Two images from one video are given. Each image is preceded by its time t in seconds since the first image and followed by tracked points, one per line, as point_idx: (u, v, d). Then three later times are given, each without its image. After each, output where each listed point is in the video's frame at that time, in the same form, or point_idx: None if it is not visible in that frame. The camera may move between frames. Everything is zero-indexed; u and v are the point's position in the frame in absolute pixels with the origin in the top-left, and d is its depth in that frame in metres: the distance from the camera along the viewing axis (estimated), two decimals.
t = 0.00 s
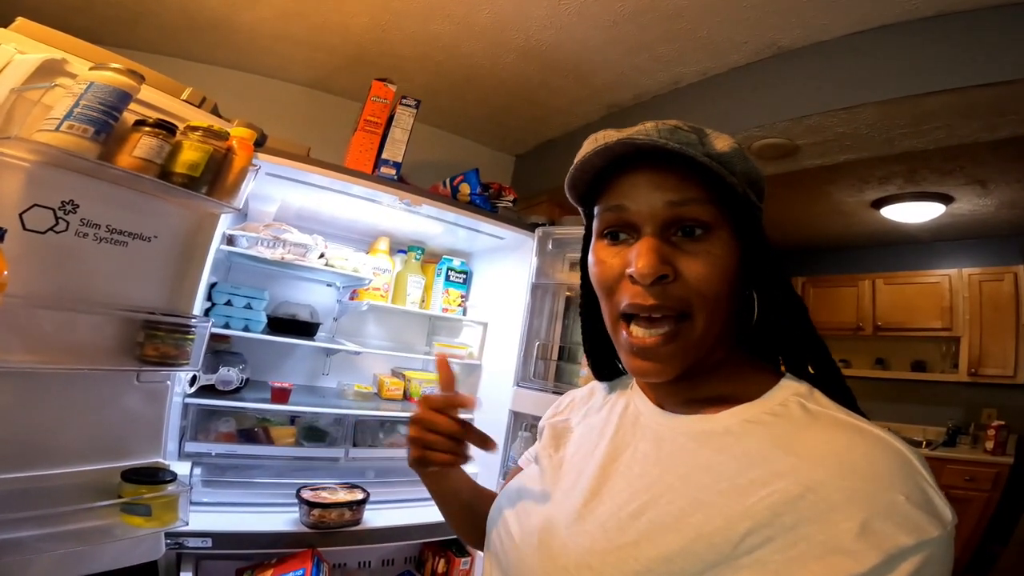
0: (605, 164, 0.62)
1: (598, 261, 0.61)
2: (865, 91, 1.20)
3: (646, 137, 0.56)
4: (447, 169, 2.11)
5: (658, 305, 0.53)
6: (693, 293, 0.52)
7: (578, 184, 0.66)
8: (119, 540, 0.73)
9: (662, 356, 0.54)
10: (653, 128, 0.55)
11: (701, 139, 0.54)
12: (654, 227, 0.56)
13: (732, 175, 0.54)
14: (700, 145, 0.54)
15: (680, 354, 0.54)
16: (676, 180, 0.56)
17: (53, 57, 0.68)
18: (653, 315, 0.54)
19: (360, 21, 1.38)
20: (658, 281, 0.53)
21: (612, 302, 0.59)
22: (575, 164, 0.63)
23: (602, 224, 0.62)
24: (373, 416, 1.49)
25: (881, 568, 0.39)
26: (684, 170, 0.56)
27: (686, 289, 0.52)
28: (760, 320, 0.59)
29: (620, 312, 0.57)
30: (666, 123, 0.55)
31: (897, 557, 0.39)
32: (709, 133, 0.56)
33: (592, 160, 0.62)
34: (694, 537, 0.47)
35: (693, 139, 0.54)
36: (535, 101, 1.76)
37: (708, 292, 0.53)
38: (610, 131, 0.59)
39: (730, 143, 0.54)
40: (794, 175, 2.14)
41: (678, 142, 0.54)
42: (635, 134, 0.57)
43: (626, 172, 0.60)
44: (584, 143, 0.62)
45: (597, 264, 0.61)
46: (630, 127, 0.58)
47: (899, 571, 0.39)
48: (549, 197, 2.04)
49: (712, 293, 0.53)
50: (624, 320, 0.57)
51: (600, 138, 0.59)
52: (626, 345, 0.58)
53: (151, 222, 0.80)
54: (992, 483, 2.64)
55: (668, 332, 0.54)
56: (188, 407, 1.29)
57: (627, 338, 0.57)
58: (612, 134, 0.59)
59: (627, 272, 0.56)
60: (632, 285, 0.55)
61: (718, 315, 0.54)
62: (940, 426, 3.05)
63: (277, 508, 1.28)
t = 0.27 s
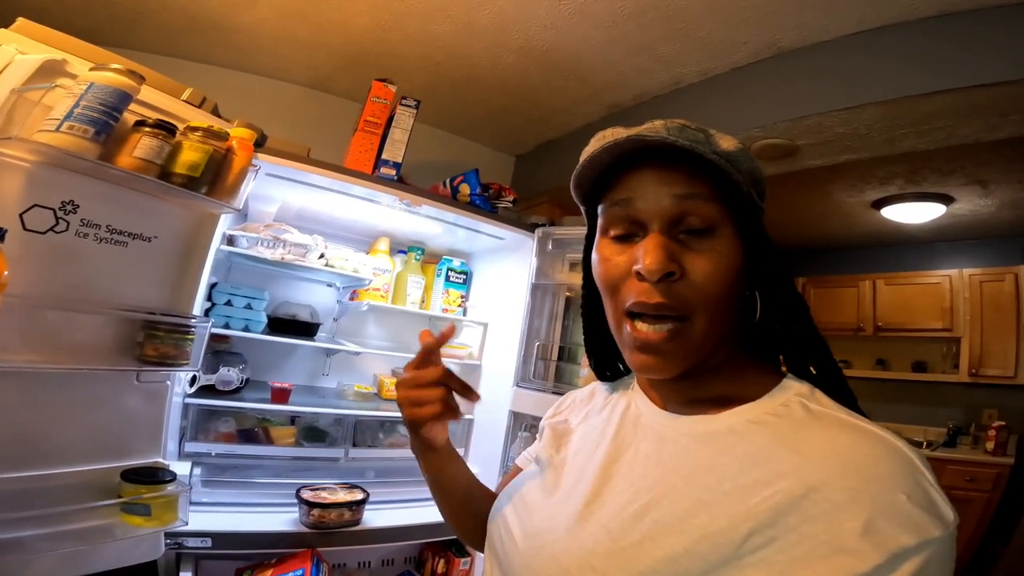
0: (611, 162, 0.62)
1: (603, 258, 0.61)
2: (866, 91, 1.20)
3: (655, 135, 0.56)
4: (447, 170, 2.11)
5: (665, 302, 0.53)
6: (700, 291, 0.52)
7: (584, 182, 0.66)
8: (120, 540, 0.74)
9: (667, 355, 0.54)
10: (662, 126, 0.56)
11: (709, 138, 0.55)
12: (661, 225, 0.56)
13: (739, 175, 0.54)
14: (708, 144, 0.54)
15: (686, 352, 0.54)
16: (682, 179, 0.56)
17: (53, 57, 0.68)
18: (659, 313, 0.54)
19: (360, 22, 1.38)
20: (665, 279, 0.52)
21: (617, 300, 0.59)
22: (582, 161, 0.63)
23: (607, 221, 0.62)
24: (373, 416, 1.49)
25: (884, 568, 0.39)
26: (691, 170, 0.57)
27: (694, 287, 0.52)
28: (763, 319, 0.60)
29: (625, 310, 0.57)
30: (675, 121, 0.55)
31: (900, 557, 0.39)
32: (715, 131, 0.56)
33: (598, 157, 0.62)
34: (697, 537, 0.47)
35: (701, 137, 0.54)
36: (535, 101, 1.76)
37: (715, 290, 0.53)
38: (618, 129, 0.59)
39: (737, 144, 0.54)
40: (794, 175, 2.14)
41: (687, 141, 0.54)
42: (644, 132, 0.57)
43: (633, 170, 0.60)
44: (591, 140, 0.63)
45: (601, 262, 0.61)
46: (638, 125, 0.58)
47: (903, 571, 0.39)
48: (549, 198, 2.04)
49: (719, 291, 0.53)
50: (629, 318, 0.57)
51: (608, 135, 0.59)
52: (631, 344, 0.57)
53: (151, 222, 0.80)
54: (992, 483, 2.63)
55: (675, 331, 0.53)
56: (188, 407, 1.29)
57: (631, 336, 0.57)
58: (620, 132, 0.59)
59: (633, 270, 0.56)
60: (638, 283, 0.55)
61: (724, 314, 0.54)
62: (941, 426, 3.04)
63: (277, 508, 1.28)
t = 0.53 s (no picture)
0: (610, 153, 0.64)
1: (605, 241, 0.61)
2: (866, 91, 1.20)
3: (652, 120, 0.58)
4: (448, 169, 2.12)
5: (671, 270, 0.52)
6: (704, 259, 0.52)
7: (584, 177, 0.68)
8: (123, 537, 0.75)
9: (675, 327, 0.53)
10: (658, 112, 0.58)
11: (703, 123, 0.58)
12: (661, 202, 0.57)
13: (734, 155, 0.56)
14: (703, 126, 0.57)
15: (692, 321, 0.53)
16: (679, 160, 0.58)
17: (58, 57, 0.69)
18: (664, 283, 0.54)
19: (362, 22, 1.39)
20: (669, 246, 0.53)
21: (621, 278, 0.58)
22: (582, 154, 0.65)
23: (608, 206, 0.63)
24: (373, 415, 1.49)
25: (884, 563, 0.40)
26: (687, 154, 0.59)
27: (697, 255, 0.53)
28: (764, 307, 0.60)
29: (629, 286, 0.56)
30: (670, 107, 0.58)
31: (900, 553, 0.40)
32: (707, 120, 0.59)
33: (598, 148, 0.64)
34: (698, 534, 0.47)
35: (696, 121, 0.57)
36: (536, 101, 1.77)
37: (719, 259, 0.53)
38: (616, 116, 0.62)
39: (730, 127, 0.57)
40: (794, 175, 2.14)
41: (683, 122, 0.57)
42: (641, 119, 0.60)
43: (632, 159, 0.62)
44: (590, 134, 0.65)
45: (603, 245, 0.61)
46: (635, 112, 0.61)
47: (903, 567, 0.40)
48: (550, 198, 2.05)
49: (722, 262, 0.53)
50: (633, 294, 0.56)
51: (607, 122, 0.61)
52: (637, 320, 0.56)
53: (155, 221, 0.80)
54: (993, 484, 2.63)
55: (681, 299, 0.52)
56: (190, 405, 1.29)
57: (637, 312, 0.56)
58: (619, 120, 0.61)
59: (637, 243, 0.56)
60: (643, 254, 0.55)
61: (728, 286, 0.54)
62: (941, 427, 3.04)
63: (278, 506, 1.28)
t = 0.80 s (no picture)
0: (599, 174, 0.63)
1: (598, 266, 0.61)
2: (864, 92, 1.20)
3: (641, 146, 0.57)
4: (449, 171, 2.13)
5: (663, 306, 0.53)
6: (695, 292, 0.53)
7: (573, 195, 0.67)
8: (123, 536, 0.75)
9: (667, 357, 0.55)
10: (647, 135, 0.57)
11: (692, 144, 0.56)
12: (652, 229, 0.57)
13: (725, 177, 0.55)
14: (692, 150, 0.55)
15: (683, 350, 0.54)
16: (670, 183, 0.57)
17: (61, 60, 0.70)
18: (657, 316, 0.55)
19: (363, 24, 1.40)
20: (661, 282, 0.53)
21: (616, 305, 0.59)
22: (570, 175, 0.64)
23: (599, 229, 0.62)
24: (374, 415, 1.49)
25: (871, 558, 0.40)
26: (677, 175, 0.58)
27: (688, 288, 0.53)
28: (751, 314, 0.60)
29: (623, 316, 0.57)
30: (659, 130, 0.56)
31: (887, 548, 0.40)
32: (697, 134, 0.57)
33: (586, 170, 0.62)
34: (691, 530, 0.48)
35: (685, 145, 0.55)
36: (536, 102, 1.77)
37: (710, 290, 0.54)
38: (604, 140, 0.60)
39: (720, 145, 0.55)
40: (794, 176, 2.15)
41: (673, 148, 0.55)
42: (629, 143, 0.58)
43: (622, 179, 0.61)
44: (577, 154, 0.63)
45: (597, 269, 0.62)
46: (623, 136, 0.59)
47: (890, 562, 0.40)
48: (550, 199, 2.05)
49: (713, 291, 0.54)
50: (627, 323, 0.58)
51: (594, 147, 0.60)
52: (632, 347, 0.58)
53: (157, 222, 0.81)
54: (993, 485, 2.63)
55: (673, 332, 0.54)
56: (191, 405, 1.29)
57: (631, 340, 0.57)
58: (606, 144, 0.59)
59: (629, 275, 0.56)
60: (635, 288, 0.55)
61: (718, 312, 0.55)
62: (942, 428, 3.03)
63: (279, 506, 1.29)
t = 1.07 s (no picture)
0: (591, 188, 0.62)
1: (591, 279, 0.62)
2: (857, 93, 1.21)
3: (632, 165, 0.56)
4: (446, 172, 2.13)
5: (651, 325, 0.54)
6: (683, 312, 0.54)
7: (566, 207, 0.67)
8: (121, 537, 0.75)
9: (656, 371, 0.56)
10: (638, 154, 0.56)
11: (684, 161, 0.55)
12: (643, 246, 0.57)
13: (716, 194, 0.55)
14: (684, 168, 0.55)
15: (671, 365, 0.56)
16: (662, 199, 0.57)
17: (58, 63, 0.70)
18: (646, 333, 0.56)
19: (360, 26, 1.40)
20: (650, 302, 0.54)
21: (607, 318, 0.61)
22: (562, 189, 0.64)
23: (591, 242, 0.63)
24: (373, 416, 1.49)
25: (854, 553, 0.41)
26: (669, 191, 0.57)
27: (676, 308, 0.54)
28: (747, 319, 0.59)
29: (614, 331, 0.59)
30: (650, 148, 0.55)
31: (870, 544, 0.41)
32: (691, 148, 0.56)
33: (578, 186, 0.62)
34: (680, 526, 0.48)
35: (677, 163, 0.55)
36: (533, 104, 1.78)
37: (699, 307, 0.54)
38: (595, 156, 0.59)
39: (713, 161, 0.55)
40: (791, 177, 2.16)
41: (664, 167, 0.55)
42: (620, 161, 0.57)
43: (613, 194, 0.61)
44: (569, 167, 0.63)
45: (589, 281, 0.63)
46: (614, 153, 0.58)
47: (873, 557, 0.41)
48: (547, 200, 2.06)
49: (702, 308, 0.54)
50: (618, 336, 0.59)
51: (586, 164, 0.60)
52: (622, 359, 0.59)
53: (154, 224, 0.82)
54: (990, 484, 2.63)
55: (662, 349, 0.55)
56: (189, 407, 1.30)
57: (621, 353, 0.59)
58: (597, 161, 0.59)
59: (619, 292, 0.57)
60: (625, 305, 0.56)
61: (707, 327, 0.56)
62: (940, 428, 3.04)
63: (277, 508, 1.29)
